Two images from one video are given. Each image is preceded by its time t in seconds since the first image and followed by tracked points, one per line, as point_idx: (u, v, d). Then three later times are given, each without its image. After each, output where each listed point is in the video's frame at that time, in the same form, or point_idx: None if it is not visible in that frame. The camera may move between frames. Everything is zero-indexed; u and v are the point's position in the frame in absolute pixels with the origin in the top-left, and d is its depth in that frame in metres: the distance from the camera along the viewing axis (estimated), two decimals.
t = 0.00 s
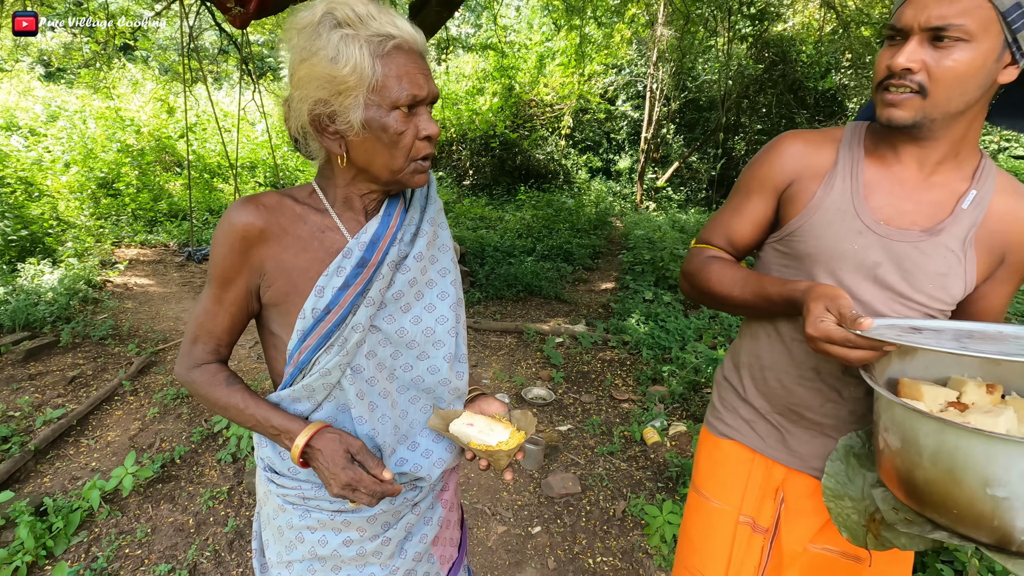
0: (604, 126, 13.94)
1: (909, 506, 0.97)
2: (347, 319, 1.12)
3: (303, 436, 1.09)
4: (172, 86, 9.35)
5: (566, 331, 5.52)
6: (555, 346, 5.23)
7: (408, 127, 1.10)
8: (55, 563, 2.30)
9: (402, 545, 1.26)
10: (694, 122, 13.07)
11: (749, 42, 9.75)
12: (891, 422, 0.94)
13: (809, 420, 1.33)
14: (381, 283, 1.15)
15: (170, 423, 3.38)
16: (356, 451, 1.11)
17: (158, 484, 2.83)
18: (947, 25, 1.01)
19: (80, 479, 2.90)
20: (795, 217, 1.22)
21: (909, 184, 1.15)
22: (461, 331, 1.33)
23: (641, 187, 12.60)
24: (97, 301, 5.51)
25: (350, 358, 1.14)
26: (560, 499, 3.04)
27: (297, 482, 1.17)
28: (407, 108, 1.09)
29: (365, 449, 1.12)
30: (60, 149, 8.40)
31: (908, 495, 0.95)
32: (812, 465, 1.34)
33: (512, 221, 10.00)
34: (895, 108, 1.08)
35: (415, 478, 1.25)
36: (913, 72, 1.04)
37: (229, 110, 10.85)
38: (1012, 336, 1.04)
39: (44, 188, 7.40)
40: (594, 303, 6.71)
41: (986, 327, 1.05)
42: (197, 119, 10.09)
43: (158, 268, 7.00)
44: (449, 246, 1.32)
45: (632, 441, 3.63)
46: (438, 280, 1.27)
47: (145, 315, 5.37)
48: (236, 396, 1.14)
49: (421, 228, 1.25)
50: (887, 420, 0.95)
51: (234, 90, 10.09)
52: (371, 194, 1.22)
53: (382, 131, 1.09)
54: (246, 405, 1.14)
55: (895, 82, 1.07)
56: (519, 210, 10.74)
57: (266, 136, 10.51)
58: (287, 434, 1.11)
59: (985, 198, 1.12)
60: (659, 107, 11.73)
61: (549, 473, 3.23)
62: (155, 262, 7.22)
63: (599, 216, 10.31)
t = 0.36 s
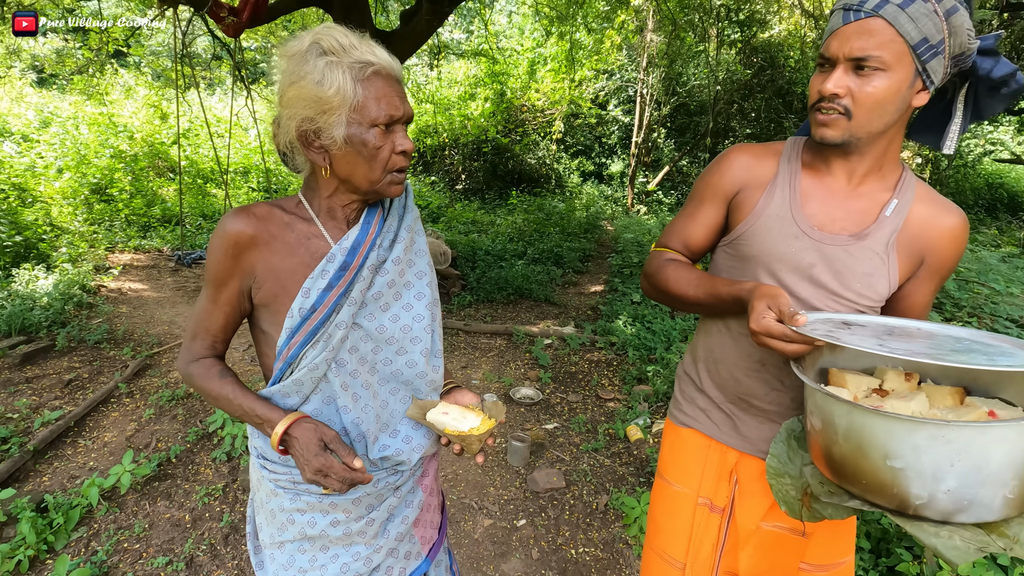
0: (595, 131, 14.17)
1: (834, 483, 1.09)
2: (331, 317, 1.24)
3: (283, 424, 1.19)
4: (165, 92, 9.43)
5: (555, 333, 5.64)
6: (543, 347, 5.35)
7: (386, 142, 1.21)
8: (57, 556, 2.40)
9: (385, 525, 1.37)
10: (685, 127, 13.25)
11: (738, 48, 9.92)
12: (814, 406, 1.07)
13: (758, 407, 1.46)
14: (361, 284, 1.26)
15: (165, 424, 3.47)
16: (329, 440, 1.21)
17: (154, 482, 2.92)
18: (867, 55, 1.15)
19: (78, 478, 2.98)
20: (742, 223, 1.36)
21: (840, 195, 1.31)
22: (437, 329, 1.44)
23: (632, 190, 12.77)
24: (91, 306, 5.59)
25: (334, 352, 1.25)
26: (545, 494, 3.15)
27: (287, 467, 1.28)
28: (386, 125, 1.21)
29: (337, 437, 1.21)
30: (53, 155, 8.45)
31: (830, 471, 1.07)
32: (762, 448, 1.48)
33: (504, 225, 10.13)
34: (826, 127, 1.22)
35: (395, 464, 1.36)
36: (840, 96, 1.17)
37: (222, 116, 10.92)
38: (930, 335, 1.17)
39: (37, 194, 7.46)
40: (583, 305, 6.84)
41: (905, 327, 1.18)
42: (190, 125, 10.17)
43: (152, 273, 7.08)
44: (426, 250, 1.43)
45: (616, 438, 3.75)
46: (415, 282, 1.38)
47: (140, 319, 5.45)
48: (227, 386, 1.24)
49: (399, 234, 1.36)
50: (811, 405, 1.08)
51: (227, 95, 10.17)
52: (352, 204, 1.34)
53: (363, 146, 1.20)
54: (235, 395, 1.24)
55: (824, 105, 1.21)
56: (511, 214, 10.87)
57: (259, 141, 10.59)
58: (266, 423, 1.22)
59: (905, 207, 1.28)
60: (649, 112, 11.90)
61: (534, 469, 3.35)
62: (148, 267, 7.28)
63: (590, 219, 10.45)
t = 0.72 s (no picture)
0: (588, 134, 14.30)
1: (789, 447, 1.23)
2: (334, 306, 1.37)
3: (299, 387, 1.30)
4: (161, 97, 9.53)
5: (547, 332, 5.77)
6: (536, 346, 5.48)
7: (381, 151, 1.35)
8: (69, 543, 2.51)
9: (383, 497, 1.49)
10: (676, 130, 13.40)
11: (728, 52, 10.09)
12: (770, 379, 1.20)
13: (731, 387, 1.60)
14: (360, 276, 1.39)
15: (168, 420, 3.58)
16: (345, 394, 1.32)
17: (159, 474, 3.03)
18: (809, 83, 1.32)
19: (85, 471, 3.09)
20: (710, 223, 1.50)
21: (793, 197, 1.46)
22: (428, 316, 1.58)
23: (625, 193, 12.93)
24: (91, 308, 5.67)
25: (337, 338, 1.38)
26: (536, 484, 3.29)
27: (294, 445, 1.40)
28: (382, 136, 1.35)
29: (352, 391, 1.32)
30: (49, 159, 8.44)
31: (783, 435, 1.21)
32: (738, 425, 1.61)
33: (498, 227, 10.26)
34: (777, 143, 1.37)
35: (392, 440, 1.48)
36: (788, 116, 1.34)
37: (217, 120, 11.00)
38: (875, 314, 1.31)
39: (35, 198, 7.53)
40: (575, 306, 6.97)
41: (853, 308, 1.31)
42: (186, 130, 10.25)
43: (150, 275, 7.16)
44: (415, 247, 1.57)
45: (605, 432, 3.88)
46: (407, 274, 1.52)
47: (139, 321, 5.54)
48: (240, 367, 1.36)
49: (391, 232, 1.50)
50: (766, 378, 1.22)
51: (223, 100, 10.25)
52: (350, 205, 1.48)
53: (362, 153, 1.33)
54: (250, 372, 1.35)
55: (775, 122, 1.37)
56: (504, 217, 11.02)
57: (255, 145, 10.69)
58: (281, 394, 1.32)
59: (849, 206, 1.43)
60: (642, 116, 12.04)
61: (526, 461, 3.48)
62: (146, 269, 7.37)
63: (583, 221, 10.60)
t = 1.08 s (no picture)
0: (582, 137, 14.36)
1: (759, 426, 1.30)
2: (327, 298, 1.43)
3: (287, 377, 1.37)
4: (157, 101, 9.58)
5: (541, 332, 5.83)
6: (529, 345, 5.55)
7: (369, 148, 1.42)
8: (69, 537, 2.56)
9: (375, 481, 1.56)
10: (670, 133, 13.51)
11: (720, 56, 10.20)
12: (740, 362, 1.27)
13: (710, 374, 1.68)
14: (350, 270, 1.46)
15: (165, 419, 3.63)
16: (331, 386, 1.39)
17: (157, 471, 3.09)
18: (782, 80, 1.41)
19: (84, 468, 3.14)
20: (687, 219, 1.58)
21: (765, 194, 1.55)
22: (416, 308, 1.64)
23: (620, 195, 13.02)
24: (88, 310, 5.72)
25: (329, 328, 1.45)
26: (528, 479, 3.35)
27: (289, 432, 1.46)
28: (370, 133, 1.42)
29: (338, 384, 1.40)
30: (45, 162, 8.51)
31: (751, 415, 1.29)
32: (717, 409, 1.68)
33: (493, 229, 10.33)
34: (751, 136, 1.47)
35: (382, 427, 1.55)
36: (762, 109, 1.43)
37: (214, 123, 11.05)
38: (839, 301, 1.38)
39: (31, 202, 7.56)
40: (569, 306, 7.04)
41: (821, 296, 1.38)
42: (182, 133, 10.30)
43: (146, 277, 7.20)
44: (404, 242, 1.64)
45: (597, 428, 3.94)
46: (396, 268, 1.59)
47: (136, 322, 5.59)
48: (233, 356, 1.42)
49: (381, 228, 1.56)
50: (736, 361, 1.29)
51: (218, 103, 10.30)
52: (341, 201, 1.54)
53: (351, 150, 1.40)
54: (243, 362, 1.41)
55: (750, 116, 1.45)
56: (499, 219, 11.10)
57: (251, 148, 10.75)
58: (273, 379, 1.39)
59: (816, 203, 1.52)
60: (636, 118, 12.14)
61: (518, 456, 3.55)
62: (142, 271, 7.41)
63: (577, 223, 10.69)
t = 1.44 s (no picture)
0: (579, 140, 14.07)
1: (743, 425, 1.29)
2: (302, 297, 1.42)
3: (291, 332, 1.27)
4: (152, 105, 9.56)
5: (535, 335, 5.81)
6: (524, 348, 5.53)
7: (343, 148, 1.41)
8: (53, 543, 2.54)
9: (353, 484, 1.54)
10: (667, 136, 13.53)
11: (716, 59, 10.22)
12: (722, 362, 1.26)
13: (695, 375, 1.67)
14: (325, 269, 1.45)
15: (155, 423, 3.60)
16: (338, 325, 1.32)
17: (145, 476, 3.06)
18: (759, 82, 1.42)
19: (71, 474, 3.12)
20: (670, 221, 1.57)
21: (747, 194, 1.55)
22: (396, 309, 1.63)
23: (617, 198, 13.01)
24: (81, 314, 5.69)
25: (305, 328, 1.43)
26: (520, 483, 3.33)
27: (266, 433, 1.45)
28: (344, 132, 1.41)
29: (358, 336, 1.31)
30: (39, 167, 8.50)
31: (734, 413, 1.27)
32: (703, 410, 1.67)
33: (489, 232, 10.32)
34: (730, 138, 1.47)
35: (360, 429, 1.53)
36: (740, 113, 1.44)
37: (209, 127, 11.04)
38: (821, 302, 1.38)
39: (25, 206, 7.55)
40: (564, 309, 7.03)
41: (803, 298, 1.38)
42: (177, 137, 10.29)
43: (140, 282, 7.18)
44: (383, 242, 1.63)
45: (590, 431, 3.92)
46: (375, 269, 1.58)
47: (128, 326, 5.56)
48: (219, 343, 1.30)
49: (359, 227, 1.56)
50: (719, 360, 1.28)
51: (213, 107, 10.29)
52: (318, 202, 1.54)
53: (324, 151, 1.39)
54: (231, 343, 1.29)
55: (729, 118, 1.47)
56: (496, 222, 11.10)
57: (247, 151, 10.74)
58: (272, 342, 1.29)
59: (798, 203, 1.53)
60: (633, 122, 12.11)
61: (510, 460, 3.54)
62: (136, 276, 7.38)
63: (574, 226, 10.68)
